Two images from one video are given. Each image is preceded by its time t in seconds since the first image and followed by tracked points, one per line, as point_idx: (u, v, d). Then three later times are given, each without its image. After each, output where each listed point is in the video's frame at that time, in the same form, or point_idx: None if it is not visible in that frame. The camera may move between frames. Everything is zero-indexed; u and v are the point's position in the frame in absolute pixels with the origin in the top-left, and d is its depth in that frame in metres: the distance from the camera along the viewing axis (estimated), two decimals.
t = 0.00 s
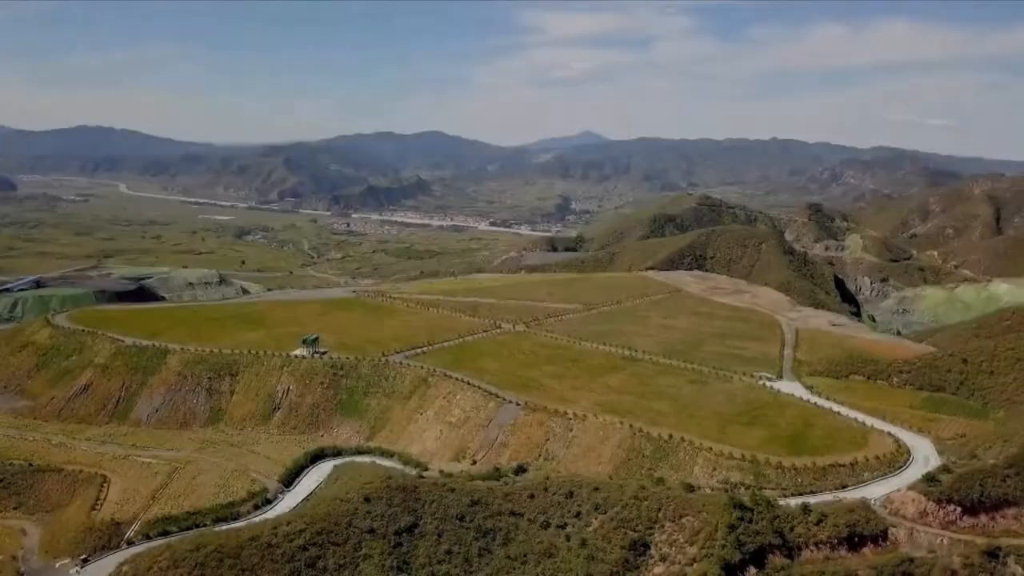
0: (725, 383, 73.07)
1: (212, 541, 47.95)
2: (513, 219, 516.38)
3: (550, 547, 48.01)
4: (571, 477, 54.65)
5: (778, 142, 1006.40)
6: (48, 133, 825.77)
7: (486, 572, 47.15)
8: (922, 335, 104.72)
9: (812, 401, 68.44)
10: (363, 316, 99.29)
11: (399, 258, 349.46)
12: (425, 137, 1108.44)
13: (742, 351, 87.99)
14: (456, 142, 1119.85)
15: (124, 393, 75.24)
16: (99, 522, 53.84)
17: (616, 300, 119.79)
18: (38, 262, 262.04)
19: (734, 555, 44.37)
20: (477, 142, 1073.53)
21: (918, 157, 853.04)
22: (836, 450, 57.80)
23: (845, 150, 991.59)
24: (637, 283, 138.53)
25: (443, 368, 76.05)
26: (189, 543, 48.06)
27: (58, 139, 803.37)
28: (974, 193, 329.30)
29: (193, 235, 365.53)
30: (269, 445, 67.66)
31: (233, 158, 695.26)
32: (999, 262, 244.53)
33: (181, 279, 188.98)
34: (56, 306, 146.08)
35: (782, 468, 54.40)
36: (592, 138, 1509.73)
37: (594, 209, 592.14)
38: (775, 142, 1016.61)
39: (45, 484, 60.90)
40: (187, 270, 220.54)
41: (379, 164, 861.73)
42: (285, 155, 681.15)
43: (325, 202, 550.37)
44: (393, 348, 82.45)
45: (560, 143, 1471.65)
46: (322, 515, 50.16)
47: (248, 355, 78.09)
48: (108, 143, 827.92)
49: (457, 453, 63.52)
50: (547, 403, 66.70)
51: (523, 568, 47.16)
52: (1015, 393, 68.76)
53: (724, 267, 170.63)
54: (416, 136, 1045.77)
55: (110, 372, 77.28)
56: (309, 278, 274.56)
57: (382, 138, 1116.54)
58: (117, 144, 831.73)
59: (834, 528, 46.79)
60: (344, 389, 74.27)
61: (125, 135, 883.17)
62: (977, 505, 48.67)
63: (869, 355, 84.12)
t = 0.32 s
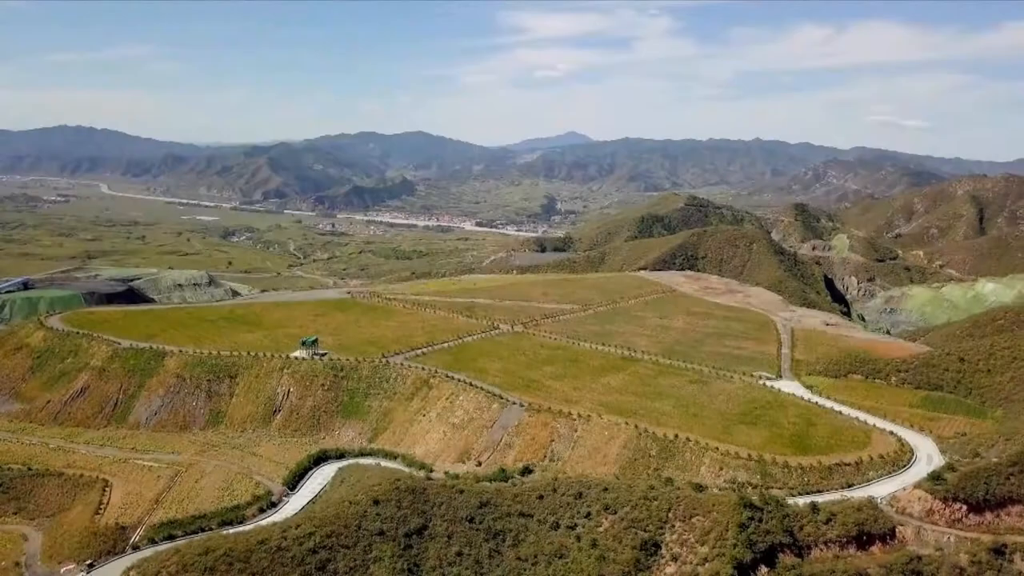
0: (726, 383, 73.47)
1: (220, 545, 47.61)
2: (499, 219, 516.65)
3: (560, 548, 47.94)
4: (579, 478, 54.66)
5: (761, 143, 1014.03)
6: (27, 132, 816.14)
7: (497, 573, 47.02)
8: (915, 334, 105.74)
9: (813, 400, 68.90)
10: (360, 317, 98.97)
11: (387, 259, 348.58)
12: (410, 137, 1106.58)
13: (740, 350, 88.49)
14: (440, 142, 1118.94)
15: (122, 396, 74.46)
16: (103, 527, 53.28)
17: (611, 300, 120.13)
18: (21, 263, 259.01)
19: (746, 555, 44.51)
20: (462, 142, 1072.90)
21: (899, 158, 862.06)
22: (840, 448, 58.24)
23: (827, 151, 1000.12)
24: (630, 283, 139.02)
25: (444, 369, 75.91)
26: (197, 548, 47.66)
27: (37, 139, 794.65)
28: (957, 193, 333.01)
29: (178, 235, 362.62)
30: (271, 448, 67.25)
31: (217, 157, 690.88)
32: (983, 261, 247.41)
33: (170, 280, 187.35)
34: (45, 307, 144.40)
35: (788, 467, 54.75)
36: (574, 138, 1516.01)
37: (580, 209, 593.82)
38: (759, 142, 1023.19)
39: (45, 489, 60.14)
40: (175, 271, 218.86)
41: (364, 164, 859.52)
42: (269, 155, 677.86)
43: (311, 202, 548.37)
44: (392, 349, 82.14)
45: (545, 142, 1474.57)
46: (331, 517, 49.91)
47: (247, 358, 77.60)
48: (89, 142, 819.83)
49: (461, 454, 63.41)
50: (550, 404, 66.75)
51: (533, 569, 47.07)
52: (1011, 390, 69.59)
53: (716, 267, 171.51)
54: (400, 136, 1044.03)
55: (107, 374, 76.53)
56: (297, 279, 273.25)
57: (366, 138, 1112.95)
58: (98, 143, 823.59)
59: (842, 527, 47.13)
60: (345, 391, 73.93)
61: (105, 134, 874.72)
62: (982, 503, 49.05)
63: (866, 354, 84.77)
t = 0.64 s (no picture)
0: (731, 382, 73.84)
1: (236, 549, 47.17)
2: (484, 219, 515.99)
3: (577, 548, 48.05)
4: (591, 478, 54.85)
5: (742, 143, 1020.98)
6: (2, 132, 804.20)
7: None
8: (910, 333, 106.82)
9: (818, 398, 69.39)
10: (359, 318, 98.36)
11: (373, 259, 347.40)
12: (392, 137, 1102.61)
13: (741, 350, 88.97)
14: (423, 142, 1116.96)
15: (122, 399, 73.54)
16: (114, 531, 52.60)
17: (608, 300, 120.36)
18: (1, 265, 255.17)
19: (764, 554, 44.79)
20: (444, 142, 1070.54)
21: (878, 159, 872.07)
22: (849, 446, 58.75)
23: (807, 151, 1008.72)
24: (624, 283, 139.34)
25: (449, 369, 75.72)
26: (213, 552, 47.23)
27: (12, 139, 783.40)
28: (939, 193, 337.04)
29: (160, 236, 358.83)
30: (277, 450, 66.89)
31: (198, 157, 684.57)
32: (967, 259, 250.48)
33: (158, 282, 185.25)
34: (32, 309, 142.37)
35: (799, 465, 55.16)
36: (556, 138, 1517.77)
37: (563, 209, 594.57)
38: (740, 142, 1030.39)
39: (51, 494, 59.43)
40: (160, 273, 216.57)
41: (346, 164, 855.66)
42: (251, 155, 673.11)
43: (295, 202, 545.24)
44: (395, 351, 81.78)
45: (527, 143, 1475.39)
46: (348, 519, 49.71)
47: (250, 360, 77.16)
48: (65, 142, 809.33)
49: (470, 454, 63.29)
50: (558, 404, 66.74)
51: (551, 570, 47.06)
52: (1011, 387, 70.34)
53: (707, 267, 172.35)
54: (382, 136, 1040.68)
55: (107, 377, 75.56)
56: (284, 279, 271.24)
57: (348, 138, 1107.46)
58: (75, 144, 813.42)
59: (857, 525, 47.60)
60: (349, 392, 73.58)
61: (81, 134, 863.42)
62: (992, 499, 49.55)
63: (865, 353, 85.47)
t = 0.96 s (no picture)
0: (737, 382, 74.03)
1: (251, 552, 46.94)
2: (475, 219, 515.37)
3: (593, 548, 47.98)
4: (605, 478, 54.83)
5: (732, 143, 1024.33)
6: None
7: None
8: (910, 331, 107.33)
9: (825, 397, 69.70)
10: (362, 319, 98.03)
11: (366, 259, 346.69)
12: (381, 137, 1099.46)
13: (745, 349, 89.19)
14: (412, 141, 1114.99)
15: (127, 401, 72.98)
16: (126, 535, 52.18)
17: (608, 300, 120.36)
18: None
19: (783, 553, 44.81)
20: (433, 142, 1068.90)
21: (867, 159, 876.26)
22: (859, 445, 59.01)
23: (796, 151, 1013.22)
24: (624, 282, 139.41)
25: (456, 370, 75.57)
26: (228, 555, 46.96)
27: None
28: (929, 193, 339.03)
29: (150, 236, 356.38)
30: (286, 452, 66.59)
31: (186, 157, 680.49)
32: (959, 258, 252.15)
33: (153, 283, 184.15)
34: (27, 311, 141.08)
35: (812, 464, 55.34)
36: (545, 138, 1519.65)
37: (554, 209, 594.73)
38: (730, 142, 1032.93)
39: (58, 498, 58.94)
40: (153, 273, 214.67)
41: (336, 164, 852.93)
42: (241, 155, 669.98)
43: (285, 202, 543.12)
44: (400, 351, 81.51)
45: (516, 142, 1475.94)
46: (363, 521, 49.53)
47: (255, 361, 76.77)
48: (51, 142, 802.86)
49: (481, 455, 63.17)
50: (568, 404, 66.65)
51: (568, 570, 46.97)
52: (1016, 385, 70.74)
53: (704, 266, 172.75)
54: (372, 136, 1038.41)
55: (111, 379, 75.01)
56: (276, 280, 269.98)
57: (336, 138, 1103.70)
58: (61, 144, 807.23)
59: (872, 523, 47.77)
60: (356, 393, 73.36)
61: (67, 134, 857.25)
62: (1005, 497, 49.73)
63: (869, 351, 85.91)
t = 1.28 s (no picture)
0: (743, 381, 74.40)
1: (269, 556, 46.54)
2: (462, 219, 514.62)
3: (611, 549, 48.03)
4: (619, 478, 54.95)
5: (716, 142, 1029.75)
6: None
7: None
8: (907, 330, 108.28)
9: (830, 396, 70.20)
10: (364, 320, 97.55)
11: (354, 260, 345.42)
12: (365, 137, 1095.78)
13: (747, 348, 89.67)
14: (397, 141, 1112.15)
15: (130, 405, 72.19)
16: (138, 540, 51.59)
17: (607, 299, 120.55)
18: None
19: (801, 552, 45.03)
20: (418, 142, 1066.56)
21: (849, 159, 883.68)
22: (868, 443, 59.42)
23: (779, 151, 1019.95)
24: (619, 283, 139.60)
25: (462, 371, 75.37)
26: (245, 560, 46.56)
27: None
28: (914, 193, 342.26)
29: (134, 237, 352.88)
30: (294, 455, 66.18)
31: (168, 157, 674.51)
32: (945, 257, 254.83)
33: (143, 285, 182.37)
34: (15, 314, 139.07)
35: (824, 463, 55.66)
36: (530, 138, 1520.10)
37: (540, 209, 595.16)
38: (713, 142, 1038.19)
39: (66, 503, 58.30)
40: (140, 275, 212.44)
41: (320, 164, 848.92)
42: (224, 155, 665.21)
43: (270, 203, 539.93)
44: (405, 353, 81.27)
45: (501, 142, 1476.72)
46: (381, 523, 49.26)
47: (259, 363, 76.25)
48: (30, 143, 793.23)
49: (492, 456, 63.05)
50: (577, 405, 66.64)
51: (587, 572, 46.92)
52: (1019, 383, 71.51)
53: (698, 266, 173.49)
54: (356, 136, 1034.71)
55: (113, 383, 74.12)
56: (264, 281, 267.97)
57: (320, 138, 1098.41)
58: (40, 145, 797.76)
59: (888, 521, 48.10)
60: (363, 395, 73.10)
61: (45, 134, 847.22)
62: (1017, 495, 50.12)
63: (870, 350, 86.55)
